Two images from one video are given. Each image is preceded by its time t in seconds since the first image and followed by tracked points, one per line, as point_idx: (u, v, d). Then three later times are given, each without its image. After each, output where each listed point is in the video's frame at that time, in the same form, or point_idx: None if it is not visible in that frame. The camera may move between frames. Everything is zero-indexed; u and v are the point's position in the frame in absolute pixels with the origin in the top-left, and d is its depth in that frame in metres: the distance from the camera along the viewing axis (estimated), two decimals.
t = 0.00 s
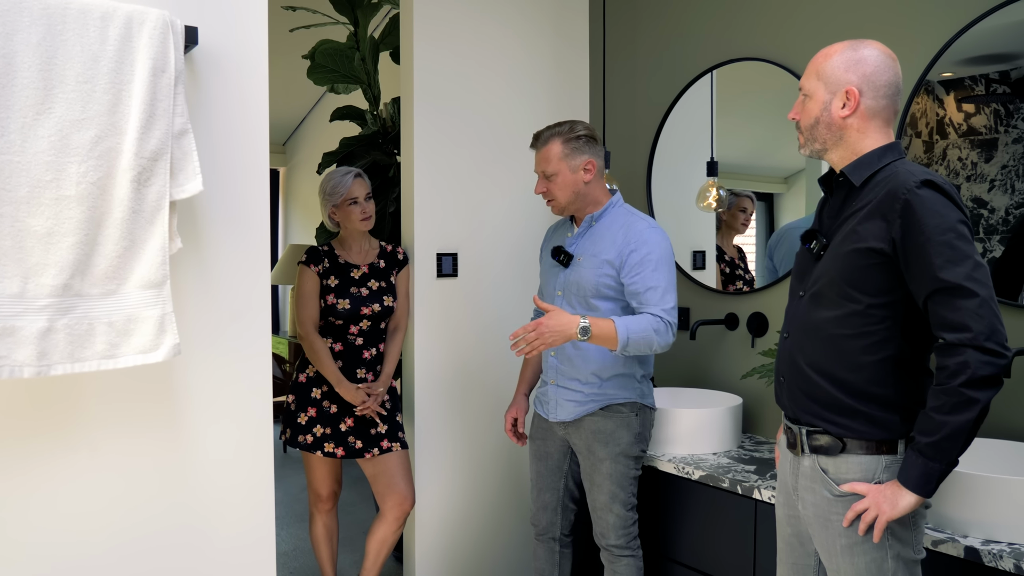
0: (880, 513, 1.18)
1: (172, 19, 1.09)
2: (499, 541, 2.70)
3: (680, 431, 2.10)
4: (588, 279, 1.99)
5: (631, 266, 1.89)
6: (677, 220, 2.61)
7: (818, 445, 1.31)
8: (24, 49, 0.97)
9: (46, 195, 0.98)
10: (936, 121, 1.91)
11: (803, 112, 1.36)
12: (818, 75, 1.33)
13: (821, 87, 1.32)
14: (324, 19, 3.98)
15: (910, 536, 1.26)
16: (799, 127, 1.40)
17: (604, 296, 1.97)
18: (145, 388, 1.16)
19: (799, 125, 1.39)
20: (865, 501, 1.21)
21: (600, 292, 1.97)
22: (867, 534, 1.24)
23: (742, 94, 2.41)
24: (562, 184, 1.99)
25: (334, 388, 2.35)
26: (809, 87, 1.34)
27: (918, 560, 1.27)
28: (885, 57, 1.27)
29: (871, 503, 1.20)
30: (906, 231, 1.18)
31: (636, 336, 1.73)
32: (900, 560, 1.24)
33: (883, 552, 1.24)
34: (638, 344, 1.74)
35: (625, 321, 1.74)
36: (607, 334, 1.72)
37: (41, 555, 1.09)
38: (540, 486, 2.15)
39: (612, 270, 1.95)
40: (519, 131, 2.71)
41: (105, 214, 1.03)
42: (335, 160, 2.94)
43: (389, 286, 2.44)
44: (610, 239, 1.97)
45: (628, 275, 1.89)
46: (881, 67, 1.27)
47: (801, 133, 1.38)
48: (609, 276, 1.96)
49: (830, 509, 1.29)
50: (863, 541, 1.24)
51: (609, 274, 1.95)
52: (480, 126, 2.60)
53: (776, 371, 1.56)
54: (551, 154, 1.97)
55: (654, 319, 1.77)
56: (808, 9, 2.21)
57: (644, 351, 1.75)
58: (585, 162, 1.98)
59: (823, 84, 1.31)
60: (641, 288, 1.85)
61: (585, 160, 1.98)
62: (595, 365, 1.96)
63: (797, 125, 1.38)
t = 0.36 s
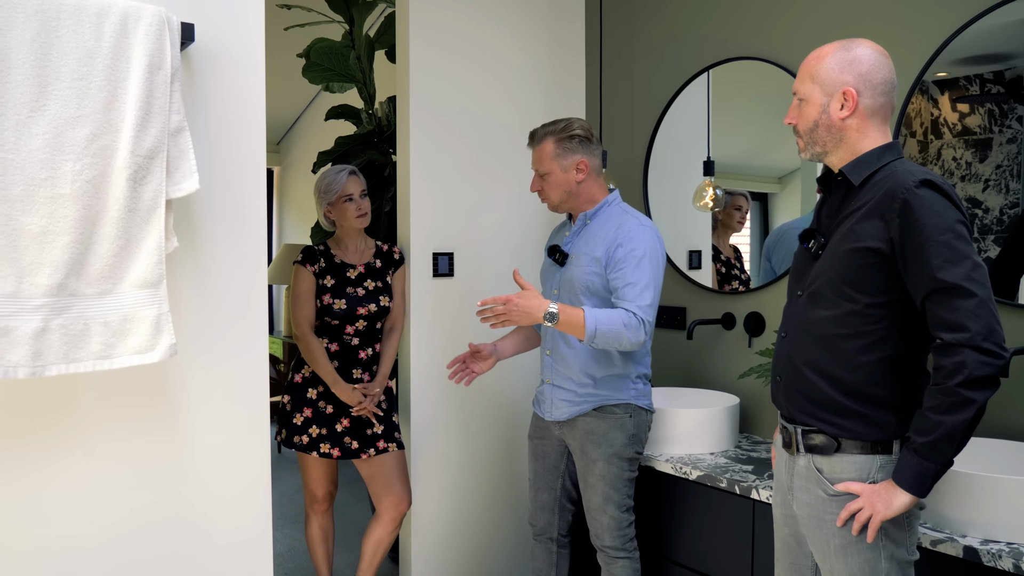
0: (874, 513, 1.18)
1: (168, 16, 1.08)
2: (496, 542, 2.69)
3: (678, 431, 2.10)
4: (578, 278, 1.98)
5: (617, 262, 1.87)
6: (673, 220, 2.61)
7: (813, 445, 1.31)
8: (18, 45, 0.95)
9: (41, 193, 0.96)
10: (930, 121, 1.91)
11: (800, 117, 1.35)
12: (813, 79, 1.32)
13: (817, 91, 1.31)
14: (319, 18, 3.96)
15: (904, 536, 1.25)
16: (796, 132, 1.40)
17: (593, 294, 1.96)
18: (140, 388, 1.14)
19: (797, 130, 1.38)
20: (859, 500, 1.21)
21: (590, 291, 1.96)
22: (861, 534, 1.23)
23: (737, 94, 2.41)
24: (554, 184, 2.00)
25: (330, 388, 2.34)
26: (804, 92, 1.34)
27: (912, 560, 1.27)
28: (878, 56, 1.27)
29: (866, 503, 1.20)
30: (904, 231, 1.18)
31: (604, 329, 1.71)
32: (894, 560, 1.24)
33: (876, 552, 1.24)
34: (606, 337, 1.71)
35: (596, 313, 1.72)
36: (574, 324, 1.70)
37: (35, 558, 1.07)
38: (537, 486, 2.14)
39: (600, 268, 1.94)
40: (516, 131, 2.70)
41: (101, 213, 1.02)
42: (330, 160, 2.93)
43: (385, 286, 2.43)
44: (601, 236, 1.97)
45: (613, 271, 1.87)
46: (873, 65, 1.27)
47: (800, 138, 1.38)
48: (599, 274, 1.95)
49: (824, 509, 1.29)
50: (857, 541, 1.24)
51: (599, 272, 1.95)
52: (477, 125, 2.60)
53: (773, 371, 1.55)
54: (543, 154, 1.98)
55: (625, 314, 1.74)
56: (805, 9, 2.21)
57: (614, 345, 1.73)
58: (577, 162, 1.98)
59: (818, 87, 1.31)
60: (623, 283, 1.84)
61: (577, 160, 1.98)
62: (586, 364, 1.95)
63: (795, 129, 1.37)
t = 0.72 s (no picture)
0: (870, 514, 1.18)
1: (162, 13, 1.07)
2: (491, 542, 2.69)
3: (672, 432, 2.10)
4: (570, 277, 1.98)
5: (612, 262, 1.87)
6: (668, 220, 2.61)
7: (809, 446, 1.31)
8: (10, 42, 0.94)
9: (33, 193, 0.95)
10: (924, 121, 1.91)
11: (797, 113, 1.35)
12: (812, 76, 1.32)
13: (815, 87, 1.31)
14: (314, 17, 3.95)
15: (900, 537, 1.26)
16: (793, 128, 1.40)
17: (586, 294, 1.96)
18: (134, 390, 1.13)
19: (793, 125, 1.38)
20: (855, 501, 1.21)
21: (582, 290, 1.96)
22: (857, 535, 1.23)
23: (733, 94, 2.41)
24: (548, 185, 1.99)
25: (324, 389, 2.32)
26: (803, 88, 1.34)
27: (907, 561, 1.27)
28: (878, 56, 1.27)
29: (862, 504, 1.19)
30: (900, 232, 1.18)
31: (619, 335, 1.71)
32: (890, 561, 1.25)
33: (872, 553, 1.24)
34: (623, 345, 1.71)
35: (609, 323, 1.71)
36: (592, 338, 1.68)
37: (27, 562, 1.06)
38: (529, 487, 2.14)
39: (593, 267, 1.94)
40: (511, 131, 2.70)
41: (94, 212, 1.00)
42: (325, 159, 2.92)
43: (380, 286, 2.42)
44: (593, 235, 1.97)
45: (608, 271, 1.87)
46: (873, 65, 1.26)
47: (796, 134, 1.38)
48: (592, 273, 1.94)
49: (820, 510, 1.29)
50: (853, 543, 1.24)
51: (592, 271, 1.94)
52: (472, 125, 2.59)
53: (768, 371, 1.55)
54: (538, 155, 1.96)
55: (637, 319, 1.75)
56: (800, 9, 2.21)
57: (628, 350, 1.73)
58: (573, 163, 1.97)
59: (817, 84, 1.31)
60: (622, 285, 1.83)
61: (572, 162, 1.97)
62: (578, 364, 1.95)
63: (792, 125, 1.37)
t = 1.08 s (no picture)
0: (867, 514, 1.18)
1: (157, 12, 1.06)
2: (485, 543, 2.68)
3: (666, 432, 2.10)
4: (567, 274, 1.97)
5: (611, 261, 1.87)
6: (662, 220, 2.61)
7: (805, 446, 1.31)
8: (4, 41, 0.93)
9: (27, 192, 0.94)
10: (916, 122, 1.92)
11: (792, 116, 1.35)
12: (805, 79, 1.32)
13: (810, 90, 1.31)
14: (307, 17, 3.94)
15: (896, 537, 1.26)
16: (788, 131, 1.40)
17: (585, 292, 1.95)
18: (129, 391, 1.12)
19: (788, 128, 1.38)
20: (852, 502, 1.21)
21: (580, 288, 1.95)
22: (853, 536, 1.24)
23: (726, 95, 2.41)
24: (562, 179, 1.96)
25: (319, 390, 2.31)
26: (796, 91, 1.34)
27: (903, 561, 1.28)
28: (871, 57, 1.28)
29: (859, 504, 1.20)
30: (897, 232, 1.18)
31: (629, 330, 1.71)
32: (886, 562, 1.25)
33: (869, 553, 1.24)
34: (633, 340, 1.72)
35: (620, 317, 1.71)
36: (607, 330, 1.68)
37: (20, 565, 1.05)
38: (522, 488, 2.13)
39: (592, 266, 1.94)
40: (505, 131, 2.70)
41: (89, 212, 0.99)
42: (318, 159, 2.90)
43: (375, 286, 2.41)
44: (589, 235, 1.96)
45: (608, 270, 1.87)
46: (866, 65, 1.27)
47: (792, 137, 1.38)
48: (589, 272, 1.94)
49: (817, 510, 1.29)
50: (850, 543, 1.24)
51: (589, 270, 1.94)
52: (467, 126, 2.59)
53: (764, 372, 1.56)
54: (554, 148, 1.93)
55: (643, 314, 1.75)
56: (794, 10, 2.22)
57: (634, 347, 1.73)
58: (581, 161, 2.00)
59: (811, 87, 1.31)
60: (623, 284, 1.84)
61: (581, 159, 1.99)
62: (575, 362, 1.95)
63: (787, 128, 1.37)
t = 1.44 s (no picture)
0: (859, 514, 1.19)
1: (150, 8, 1.05)
2: (477, 543, 2.68)
3: (658, 431, 2.10)
4: (565, 274, 1.96)
5: (613, 263, 1.89)
6: (655, 219, 2.61)
7: (798, 446, 1.31)
8: None
9: (17, 191, 0.93)
10: (906, 122, 1.93)
11: (789, 119, 1.35)
12: (801, 82, 1.32)
13: (806, 94, 1.32)
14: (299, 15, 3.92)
15: (889, 538, 1.26)
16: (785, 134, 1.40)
17: (585, 292, 1.95)
18: (121, 392, 1.11)
19: (785, 132, 1.38)
20: (845, 502, 1.22)
21: (579, 288, 1.95)
22: (846, 536, 1.24)
23: (719, 94, 2.41)
24: (563, 175, 1.96)
25: (311, 390, 2.30)
26: (792, 94, 1.34)
27: (897, 561, 1.28)
28: (866, 57, 1.28)
29: (851, 504, 1.20)
30: (896, 233, 1.19)
31: (636, 327, 1.76)
32: (879, 562, 1.25)
33: (861, 553, 1.25)
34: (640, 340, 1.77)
35: (627, 318, 1.76)
36: (616, 327, 1.73)
37: (9, 569, 1.03)
38: (513, 489, 2.13)
39: (592, 266, 1.94)
40: (498, 131, 2.69)
41: (81, 211, 0.98)
42: (310, 158, 2.89)
43: (367, 285, 2.40)
44: (586, 235, 1.96)
45: (610, 271, 1.89)
46: (861, 67, 1.27)
47: (789, 140, 1.38)
48: (586, 272, 1.94)
49: (810, 510, 1.30)
50: (843, 543, 1.25)
51: (586, 270, 1.94)
52: (460, 125, 2.58)
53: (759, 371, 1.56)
54: (554, 144, 1.93)
55: (648, 312, 1.81)
56: (786, 11, 2.22)
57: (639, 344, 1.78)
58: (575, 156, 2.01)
59: (807, 90, 1.31)
60: (624, 285, 1.86)
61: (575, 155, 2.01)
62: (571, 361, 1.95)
63: (784, 131, 1.37)
